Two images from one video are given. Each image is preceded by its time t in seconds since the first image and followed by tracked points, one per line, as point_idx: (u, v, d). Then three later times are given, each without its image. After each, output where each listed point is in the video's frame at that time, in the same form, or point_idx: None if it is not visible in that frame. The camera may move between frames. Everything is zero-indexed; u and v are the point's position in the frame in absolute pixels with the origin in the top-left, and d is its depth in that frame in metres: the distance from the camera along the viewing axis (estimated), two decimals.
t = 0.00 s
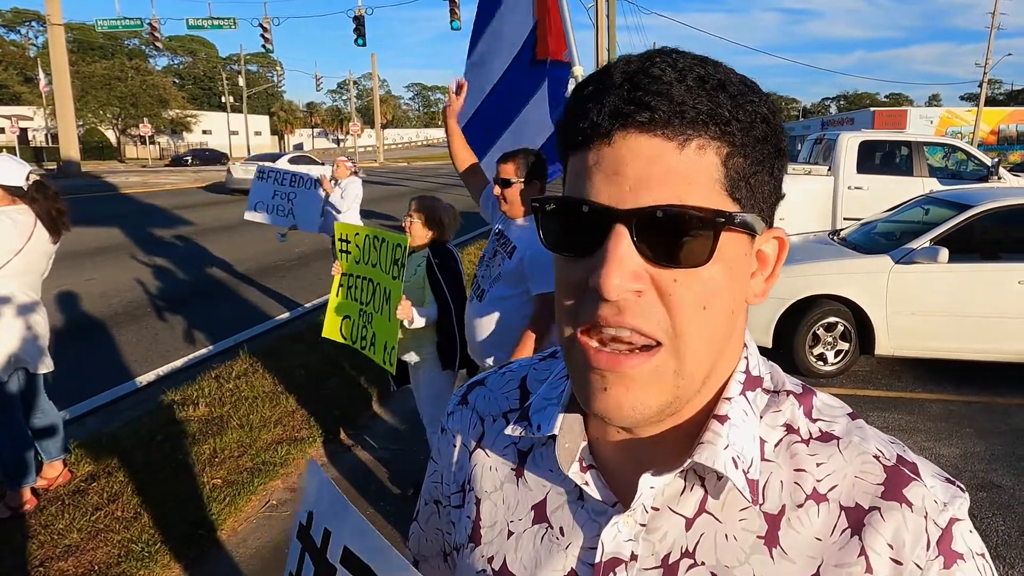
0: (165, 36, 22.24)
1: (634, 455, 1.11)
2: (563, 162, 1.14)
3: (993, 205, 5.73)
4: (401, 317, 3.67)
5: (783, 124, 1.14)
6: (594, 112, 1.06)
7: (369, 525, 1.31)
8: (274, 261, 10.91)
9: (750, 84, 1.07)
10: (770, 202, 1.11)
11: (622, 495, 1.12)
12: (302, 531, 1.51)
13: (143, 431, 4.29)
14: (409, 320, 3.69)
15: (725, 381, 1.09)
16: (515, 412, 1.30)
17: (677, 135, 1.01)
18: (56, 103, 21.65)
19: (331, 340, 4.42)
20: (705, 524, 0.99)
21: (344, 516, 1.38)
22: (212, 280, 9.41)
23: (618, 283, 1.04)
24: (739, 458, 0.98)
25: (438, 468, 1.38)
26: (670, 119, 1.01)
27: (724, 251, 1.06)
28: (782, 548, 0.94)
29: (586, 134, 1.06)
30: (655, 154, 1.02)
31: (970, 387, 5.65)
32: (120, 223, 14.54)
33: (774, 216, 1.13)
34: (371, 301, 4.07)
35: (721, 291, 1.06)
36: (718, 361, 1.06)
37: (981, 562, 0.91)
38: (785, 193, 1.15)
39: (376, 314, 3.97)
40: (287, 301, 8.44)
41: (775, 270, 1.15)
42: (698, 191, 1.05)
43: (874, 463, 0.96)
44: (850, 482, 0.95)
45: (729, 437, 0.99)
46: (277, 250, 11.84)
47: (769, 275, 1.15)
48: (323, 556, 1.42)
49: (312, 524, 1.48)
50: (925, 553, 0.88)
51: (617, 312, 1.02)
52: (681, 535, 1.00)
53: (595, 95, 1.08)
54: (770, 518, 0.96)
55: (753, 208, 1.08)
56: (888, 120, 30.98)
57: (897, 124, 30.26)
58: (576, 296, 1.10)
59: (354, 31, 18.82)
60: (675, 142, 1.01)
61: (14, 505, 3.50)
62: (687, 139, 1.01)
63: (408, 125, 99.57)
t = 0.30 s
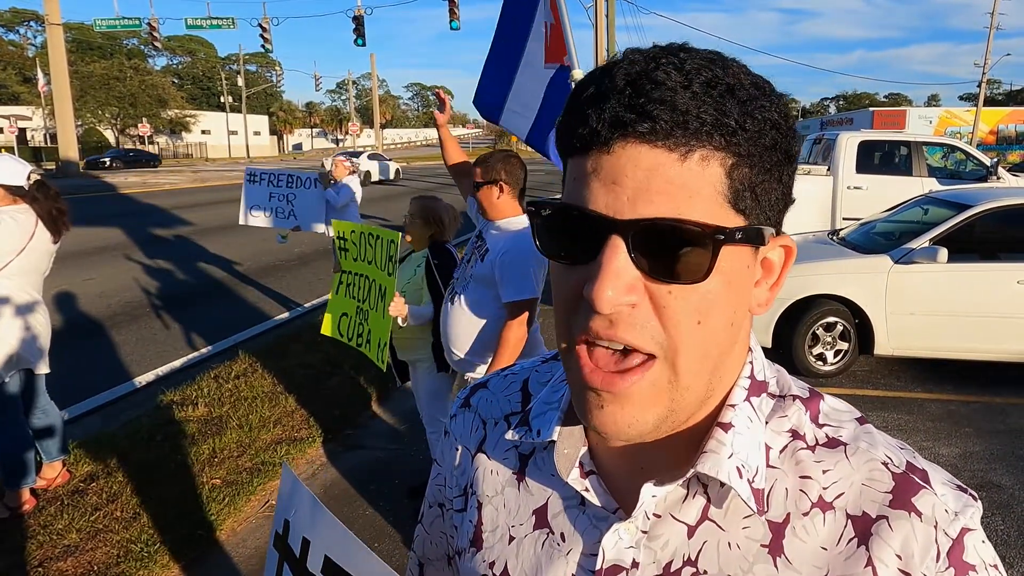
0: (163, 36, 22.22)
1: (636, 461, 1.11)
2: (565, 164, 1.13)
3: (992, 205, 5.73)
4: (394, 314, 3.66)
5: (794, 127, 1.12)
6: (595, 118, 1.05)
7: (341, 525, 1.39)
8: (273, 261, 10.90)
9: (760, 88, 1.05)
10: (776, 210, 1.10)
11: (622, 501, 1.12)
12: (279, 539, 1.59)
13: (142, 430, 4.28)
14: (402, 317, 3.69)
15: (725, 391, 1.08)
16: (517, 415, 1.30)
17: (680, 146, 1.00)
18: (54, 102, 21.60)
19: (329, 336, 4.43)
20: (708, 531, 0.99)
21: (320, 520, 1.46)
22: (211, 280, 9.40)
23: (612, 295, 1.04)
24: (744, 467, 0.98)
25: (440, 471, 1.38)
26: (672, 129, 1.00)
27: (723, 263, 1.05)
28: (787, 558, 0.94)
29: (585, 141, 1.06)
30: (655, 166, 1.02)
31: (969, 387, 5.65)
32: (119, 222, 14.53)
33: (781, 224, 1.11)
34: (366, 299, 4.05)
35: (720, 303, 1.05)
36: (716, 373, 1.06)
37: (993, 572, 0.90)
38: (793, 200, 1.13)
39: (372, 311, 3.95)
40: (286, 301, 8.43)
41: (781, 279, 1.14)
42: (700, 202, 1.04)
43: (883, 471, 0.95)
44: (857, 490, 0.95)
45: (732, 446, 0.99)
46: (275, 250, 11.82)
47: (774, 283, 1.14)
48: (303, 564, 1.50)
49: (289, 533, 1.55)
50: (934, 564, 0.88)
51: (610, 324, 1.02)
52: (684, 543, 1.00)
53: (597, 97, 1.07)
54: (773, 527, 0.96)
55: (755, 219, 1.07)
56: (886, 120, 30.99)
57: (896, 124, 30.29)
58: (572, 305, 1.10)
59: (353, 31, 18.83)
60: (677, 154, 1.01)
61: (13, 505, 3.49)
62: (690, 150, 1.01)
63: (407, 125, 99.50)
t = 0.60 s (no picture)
0: (163, 36, 22.21)
1: (638, 465, 1.10)
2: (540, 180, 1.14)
3: (992, 205, 5.72)
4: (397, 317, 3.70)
5: (771, 109, 1.10)
6: (562, 131, 1.05)
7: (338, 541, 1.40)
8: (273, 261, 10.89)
9: (725, 76, 1.04)
10: (761, 196, 1.09)
11: (626, 506, 1.10)
12: (270, 554, 1.59)
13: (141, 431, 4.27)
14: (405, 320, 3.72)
15: (717, 393, 1.07)
16: (518, 418, 1.30)
17: (651, 146, 0.99)
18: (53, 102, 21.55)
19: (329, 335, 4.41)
20: (713, 535, 0.99)
21: (311, 532, 1.47)
22: (210, 280, 9.39)
23: (603, 309, 1.03)
24: (749, 471, 0.97)
25: (443, 474, 1.38)
26: (640, 130, 0.99)
27: (709, 260, 1.03)
28: (793, 562, 0.93)
29: (556, 156, 1.05)
30: (628, 170, 1.01)
31: (970, 386, 5.64)
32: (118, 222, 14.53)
33: (767, 212, 1.10)
34: (370, 301, 4.04)
35: (710, 303, 1.04)
36: (709, 374, 1.04)
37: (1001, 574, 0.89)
38: (777, 183, 1.12)
39: (376, 314, 3.93)
40: (286, 301, 8.42)
41: (776, 267, 1.13)
42: (679, 201, 1.02)
43: (890, 473, 0.94)
44: (864, 492, 0.94)
45: (737, 449, 0.99)
46: (275, 249, 11.81)
47: (770, 272, 1.12)
48: None
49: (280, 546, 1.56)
50: (944, 567, 0.87)
51: (602, 339, 1.01)
52: (689, 547, 0.99)
53: (562, 110, 1.07)
54: (780, 531, 0.96)
55: (742, 209, 1.06)
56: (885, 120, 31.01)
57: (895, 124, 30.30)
58: (565, 322, 1.09)
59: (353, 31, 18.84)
60: (648, 155, 0.99)
61: (13, 505, 3.48)
62: (662, 148, 0.99)
63: (406, 125, 99.46)
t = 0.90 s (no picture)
0: (163, 35, 22.21)
1: (639, 466, 1.10)
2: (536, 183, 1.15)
3: (992, 205, 5.72)
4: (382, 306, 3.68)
5: (771, 114, 1.08)
6: (551, 134, 1.06)
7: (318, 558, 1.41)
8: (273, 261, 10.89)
9: (720, 81, 1.02)
10: (757, 202, 1.07)
11: (628, 506, 1.11)
12: (255, 564, 1.59)
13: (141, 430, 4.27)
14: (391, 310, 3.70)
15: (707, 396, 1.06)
16: (520, 418, 1.30)
17: (634, 152, 0.99)
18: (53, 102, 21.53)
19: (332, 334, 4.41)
20: (715, 536, 0.99)
21: (296, 545, 1.47)
22: (210, 280, 9.40)
23: (584, 309, 1.04)
24: (750, 472, 0.98)
25: (445, 474, 1.38)
26: (623, 137, 0.99)
27: (696, 263, 1.02)
28: (795, 562, 0.93)
29: (547, 158, 1.07)
30: (614, 174, 1.01)
31: (970, 386, 5.65)
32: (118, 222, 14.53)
33: (764, 218, 1.08)
34: (361, 297, 4.04)
35: (700, 307, 1.03)
36: (698, 379, 1.03)
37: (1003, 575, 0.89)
38: (778, 189, 1.09)
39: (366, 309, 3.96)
40: (286, 301, 8.42)
41: (774, 273, 1.12)
42: (666, 206, 1.02)
43: (891, 474, 0.95)
44: (865, 494, 0.94)
45: (738, 450, 0.99)
46: (275, 249, 11.80)
47: (768, 277, 1.11)
48: None
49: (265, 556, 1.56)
50: (945, 569, 0.87)
51: (586, 337, 1.03)
52: (691, 547, 0.99)
53: (552, 113, 1.08)
54: (781, 531, 0.96)
55: (734, 214, 1.04)
56: (885, 120, 31.03)
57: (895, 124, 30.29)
58: (553, 321, 1.10)
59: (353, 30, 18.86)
60: (632, 161, 1.00)
61: (13, 505, 3.48)
62: (646, 154, 0.99)
63: (406, 125, 99.45)
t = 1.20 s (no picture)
0: (162, 35, 22.18)
1: (647, 459, 1.10)
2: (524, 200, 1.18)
3: (991, 205, 5.71)
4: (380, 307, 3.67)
5: (743, 100, 1.06)
6: (522, 151, 1.09)
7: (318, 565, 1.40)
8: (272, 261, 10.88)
9: (682, 76, 1.02)
10: (736, 190, 1.05)
11: (638, 498, 1.11)
12: (253, 567, 1.59)
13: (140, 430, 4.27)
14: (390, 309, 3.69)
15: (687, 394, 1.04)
16: (528, 414, 1.30)
17: (598, 156, 1.00)
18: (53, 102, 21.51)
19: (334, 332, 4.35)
20: (723, 527, 0.99)
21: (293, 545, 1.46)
22: (209, 280, 9.39)
23: (566, 316, 1.05)
24: (757, 464, 0.97)
25: (452, 470, 1.38)
26: (587, 143, 1.00)
27: (673, 260, 1.01)
28: (802, 553, 0.93)
29: (521, 174, 1.09)
30: (583, 181, 1.02)
31: (969, 386, 5.65)
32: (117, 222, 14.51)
33: (746, 207, 1.06)
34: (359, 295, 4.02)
35: (676, 304, 1.01)
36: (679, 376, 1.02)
37: (1008, 565, 0.89)
38: (756, 175, 1.07)
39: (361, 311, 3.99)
40: (285, 301, 8.41)
41: (767, 262, 1.09)
42: (638, 207, 1.02)
43: (896, 465, 0.94)
44: (871, 485, 0.94)
45: (745, 443, 0.99)
46: (275, 249, 11.80)
47: (763, 266, 1.09)
48: None
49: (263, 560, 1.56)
50: (950, 557, 0.87)
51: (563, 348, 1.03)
52: (699, 539, 0.99)
53: (522, 129, 1.11)
54: (789, 522, 0.96)
55: (709, 205, 1.03)
56: (885, 120, 30.99)
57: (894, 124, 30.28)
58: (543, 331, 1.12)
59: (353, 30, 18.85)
60: (597, 165, 1.00)
61: (13, 505, 3.48)
62: (610, 158, 1.00)
63: (406, 125, 99.42)
